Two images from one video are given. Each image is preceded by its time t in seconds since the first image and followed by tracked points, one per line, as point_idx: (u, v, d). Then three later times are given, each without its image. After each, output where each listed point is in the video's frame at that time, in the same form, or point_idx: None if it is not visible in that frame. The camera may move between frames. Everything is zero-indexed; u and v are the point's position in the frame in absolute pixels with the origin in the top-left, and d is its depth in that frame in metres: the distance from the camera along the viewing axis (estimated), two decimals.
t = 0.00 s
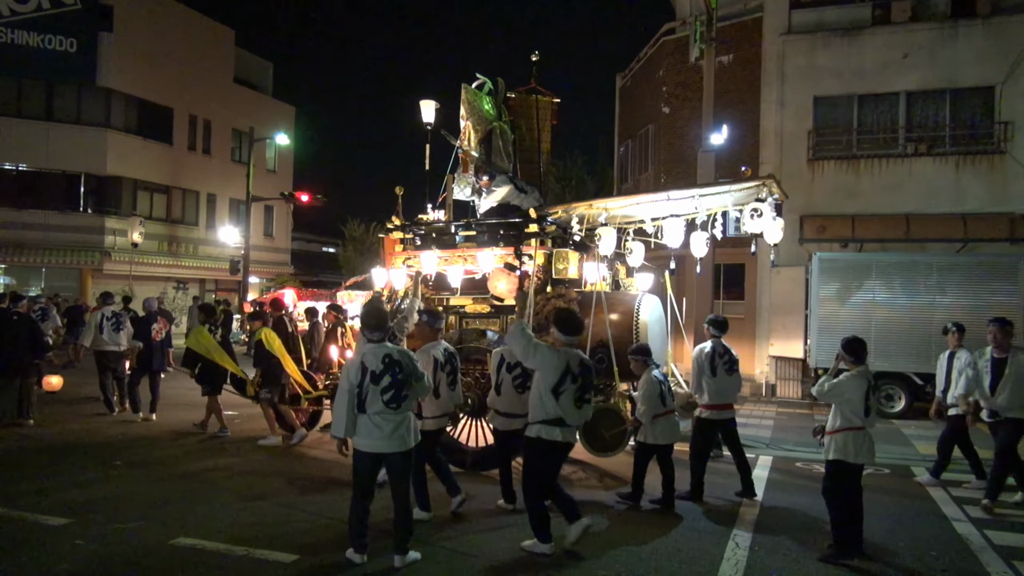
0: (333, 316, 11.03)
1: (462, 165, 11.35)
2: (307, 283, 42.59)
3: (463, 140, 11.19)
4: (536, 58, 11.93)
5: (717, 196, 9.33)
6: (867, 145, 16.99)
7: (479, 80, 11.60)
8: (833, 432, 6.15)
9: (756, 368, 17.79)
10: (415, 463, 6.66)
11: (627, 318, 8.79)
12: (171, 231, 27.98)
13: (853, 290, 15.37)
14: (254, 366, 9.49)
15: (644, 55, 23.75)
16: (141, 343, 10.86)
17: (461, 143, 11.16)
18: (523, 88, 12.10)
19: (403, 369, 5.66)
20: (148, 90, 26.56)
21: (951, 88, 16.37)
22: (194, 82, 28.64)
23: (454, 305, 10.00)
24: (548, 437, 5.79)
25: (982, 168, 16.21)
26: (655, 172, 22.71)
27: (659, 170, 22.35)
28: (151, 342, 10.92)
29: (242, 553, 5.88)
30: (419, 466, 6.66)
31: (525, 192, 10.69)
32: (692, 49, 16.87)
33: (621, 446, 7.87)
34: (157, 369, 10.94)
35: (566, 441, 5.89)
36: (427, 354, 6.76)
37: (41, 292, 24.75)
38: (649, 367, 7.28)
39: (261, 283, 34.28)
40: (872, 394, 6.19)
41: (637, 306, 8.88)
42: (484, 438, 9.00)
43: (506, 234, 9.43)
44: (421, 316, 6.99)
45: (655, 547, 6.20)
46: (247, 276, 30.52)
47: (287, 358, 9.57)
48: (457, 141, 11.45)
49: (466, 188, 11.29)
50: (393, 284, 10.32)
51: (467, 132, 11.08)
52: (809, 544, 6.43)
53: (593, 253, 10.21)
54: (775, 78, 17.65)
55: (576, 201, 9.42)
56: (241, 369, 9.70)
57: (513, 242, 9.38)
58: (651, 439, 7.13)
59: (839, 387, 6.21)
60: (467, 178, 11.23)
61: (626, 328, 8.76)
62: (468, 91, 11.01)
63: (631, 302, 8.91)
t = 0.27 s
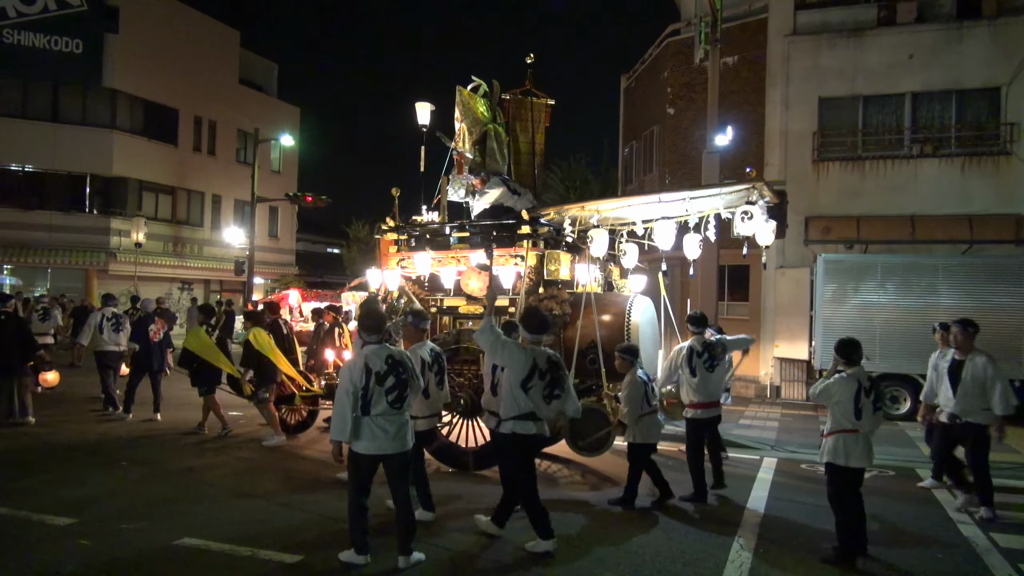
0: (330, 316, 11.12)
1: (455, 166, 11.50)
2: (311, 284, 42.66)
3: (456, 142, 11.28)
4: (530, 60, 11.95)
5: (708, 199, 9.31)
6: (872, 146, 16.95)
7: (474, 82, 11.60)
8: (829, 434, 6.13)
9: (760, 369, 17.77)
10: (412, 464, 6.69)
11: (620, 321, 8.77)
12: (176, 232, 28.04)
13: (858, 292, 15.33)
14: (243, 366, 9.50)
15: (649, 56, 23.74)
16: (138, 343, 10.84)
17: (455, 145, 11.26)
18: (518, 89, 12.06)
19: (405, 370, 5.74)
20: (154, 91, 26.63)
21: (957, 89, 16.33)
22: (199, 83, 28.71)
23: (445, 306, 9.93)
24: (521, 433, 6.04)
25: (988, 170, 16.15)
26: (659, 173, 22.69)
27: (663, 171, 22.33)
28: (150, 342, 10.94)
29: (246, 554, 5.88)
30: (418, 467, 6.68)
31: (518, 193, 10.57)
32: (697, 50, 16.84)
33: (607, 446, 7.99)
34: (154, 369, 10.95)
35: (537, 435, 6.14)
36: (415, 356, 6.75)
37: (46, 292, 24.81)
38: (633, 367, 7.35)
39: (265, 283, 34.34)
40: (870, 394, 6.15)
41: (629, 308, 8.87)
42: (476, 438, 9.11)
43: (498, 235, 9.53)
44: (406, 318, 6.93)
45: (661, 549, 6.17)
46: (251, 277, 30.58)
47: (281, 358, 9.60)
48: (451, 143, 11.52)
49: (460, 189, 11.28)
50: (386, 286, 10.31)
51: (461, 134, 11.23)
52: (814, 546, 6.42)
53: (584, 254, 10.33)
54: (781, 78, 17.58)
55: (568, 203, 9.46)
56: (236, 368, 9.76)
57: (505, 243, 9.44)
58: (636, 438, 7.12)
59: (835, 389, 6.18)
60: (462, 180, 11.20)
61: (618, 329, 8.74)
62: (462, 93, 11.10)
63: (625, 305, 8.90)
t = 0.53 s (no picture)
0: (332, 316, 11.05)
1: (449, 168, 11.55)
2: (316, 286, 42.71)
3: (450, 144, 11.39)
4: (524, 62, 11.98)
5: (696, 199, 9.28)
6: (878, 147, 16.90)
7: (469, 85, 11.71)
8: (838, 436, 6.11)
9: (766, 370, 17.74)
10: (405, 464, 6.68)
11: (610, 321, 8.78)
12: (181, 234, 28.11)
13: (862, 293, 15.29)
14: (237, 367, 9.54)
15: (653, 57, 23.74)
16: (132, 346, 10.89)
17: (449, 147, 11.40)
18: (512, 91, 12.06)
19: (397, 370, 5.77)
20: (159, 93, 26.70)
21: (962, 89, 16.28)
22: (204, 85, 28.78)
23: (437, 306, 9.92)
24: (493, 429, 6.26)
25: (995, 170, 16.07)
26: (663, 174, 22.68)
27: (668, 172, 22.32)
28: (143, 344, 10.98)
29: (251, 555, 5.88)
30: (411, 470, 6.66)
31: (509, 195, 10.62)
32: (702, 51, 16.83)
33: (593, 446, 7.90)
34: (147, 372, 10.96)
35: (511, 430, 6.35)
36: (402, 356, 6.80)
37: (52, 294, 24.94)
38: (624, 366, 7.36)
39: (271, 285, 34.39)
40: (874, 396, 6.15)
41: (619, 308, 8.87)
42: (466, 437, 9.19)
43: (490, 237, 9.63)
44: (390, 318, 7.00)
45: (666, 550, 6.17)
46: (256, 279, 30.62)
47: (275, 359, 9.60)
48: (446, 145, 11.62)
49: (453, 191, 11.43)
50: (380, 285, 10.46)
51: (454, 136, 11.37)
52: (820, 547, 6.39)
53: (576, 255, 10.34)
54: (785, 78, 17.63)
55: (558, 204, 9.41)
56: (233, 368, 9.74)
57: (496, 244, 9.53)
58: (627, 437, 7.17)
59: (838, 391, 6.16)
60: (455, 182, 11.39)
61: (608, 330, 8.76)
62: (455, 96, 11.19)
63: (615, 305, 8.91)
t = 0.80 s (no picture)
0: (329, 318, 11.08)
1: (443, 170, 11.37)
2: (321, 287, 42.78)
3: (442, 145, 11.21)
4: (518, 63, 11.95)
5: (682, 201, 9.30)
6: (883, 146, 16.84)
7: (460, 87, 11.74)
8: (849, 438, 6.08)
9: (771, 370, 17.71)
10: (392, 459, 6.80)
11: (599, 321, 8.89)
12: (187, 236, 28.20)
13: (868, 292, 15.23)
14: (232, 366, 9.59)
15: (658, 57, 23.73)
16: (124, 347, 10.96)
17: (441, 149, 11.17)
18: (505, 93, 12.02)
19: (393, 368, 5.80)
20: (165, 95, 26.78)
21: (968, 88, 16.21)
22: (209, 87, 28.86)
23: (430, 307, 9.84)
24: (465, 426, 6.25)
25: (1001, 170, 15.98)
26: (668, 174, 22.66)
27: (672, 172, 22.30)
28: (138, 344, 11.07)
29: (255, 556, 5.87)
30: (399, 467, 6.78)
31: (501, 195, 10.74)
32: (706, 50, 16.81)
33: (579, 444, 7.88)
34: (141, 372, 11.01)
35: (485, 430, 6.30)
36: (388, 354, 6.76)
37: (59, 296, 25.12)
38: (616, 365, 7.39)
39: (276, 286, 34.47)
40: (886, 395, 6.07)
41: (609, 307, 8.98)
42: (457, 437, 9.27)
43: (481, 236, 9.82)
44: (376, 316, 6.90)
45: (672, 550, 6.15)
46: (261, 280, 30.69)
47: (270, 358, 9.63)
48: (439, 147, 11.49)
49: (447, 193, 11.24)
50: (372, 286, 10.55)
51: (446, 138, 11.20)
52: (826, 548, 6.37)
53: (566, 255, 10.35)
54: (790, 78, 17.60)
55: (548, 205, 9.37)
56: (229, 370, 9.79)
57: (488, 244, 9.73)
58: (609, 438, 7.18)
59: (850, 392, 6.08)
60: (448, 184, 11.19)
61: (599, 330, 8.88)
62: (446, 97, 11.12)
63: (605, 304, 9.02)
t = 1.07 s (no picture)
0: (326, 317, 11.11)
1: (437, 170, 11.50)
2: (327, 286, 42.81)
3: (437, 145, 11.36)
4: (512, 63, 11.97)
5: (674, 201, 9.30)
6: (891, 145, 16.75)
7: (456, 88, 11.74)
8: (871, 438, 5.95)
9: (778, 370, 17.64)
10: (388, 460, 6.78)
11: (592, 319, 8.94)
12: (194, 236, 28.27)
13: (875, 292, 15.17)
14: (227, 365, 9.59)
15: (664, 56, 23.67)
16: (128, 346, 10.92)
17: (436, 149, 11.36)
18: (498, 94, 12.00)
19: (386, 369, 5.83)
20: (172, 95, 26.86)
21: (976, 86, 16.10)
22: (216, 87, 28.93)
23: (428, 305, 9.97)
24: (442, 422, 6.30)
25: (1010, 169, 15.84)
26: (674, 174, 22.60)
27: (679, 171, 22.24)
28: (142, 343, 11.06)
29: (262, 555, 5.86)
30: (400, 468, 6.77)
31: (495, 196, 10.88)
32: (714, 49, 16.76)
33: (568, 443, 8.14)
34: (144, 370, 10.98)
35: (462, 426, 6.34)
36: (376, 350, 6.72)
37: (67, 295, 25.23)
38: (609, 361, 7.41)
39: (283, 286, 34.53)
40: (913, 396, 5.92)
41: (601, 306, 9.04)
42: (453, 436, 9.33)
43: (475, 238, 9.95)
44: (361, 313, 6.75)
45: (678, 551, 6.12)
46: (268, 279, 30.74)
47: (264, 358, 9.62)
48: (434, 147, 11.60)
49: (441, 193, 11.37)
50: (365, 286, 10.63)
51: (441, 138, 11.35)
52: (833, 549, 6.32)
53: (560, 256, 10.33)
54: (797, 77, 17.53)
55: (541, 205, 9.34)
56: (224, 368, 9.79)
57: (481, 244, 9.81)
58: (593, 432, 7.17)
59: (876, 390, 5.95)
60: (442, 184, 11.32)
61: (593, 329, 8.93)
62: (442, 99, 11.19)
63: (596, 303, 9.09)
